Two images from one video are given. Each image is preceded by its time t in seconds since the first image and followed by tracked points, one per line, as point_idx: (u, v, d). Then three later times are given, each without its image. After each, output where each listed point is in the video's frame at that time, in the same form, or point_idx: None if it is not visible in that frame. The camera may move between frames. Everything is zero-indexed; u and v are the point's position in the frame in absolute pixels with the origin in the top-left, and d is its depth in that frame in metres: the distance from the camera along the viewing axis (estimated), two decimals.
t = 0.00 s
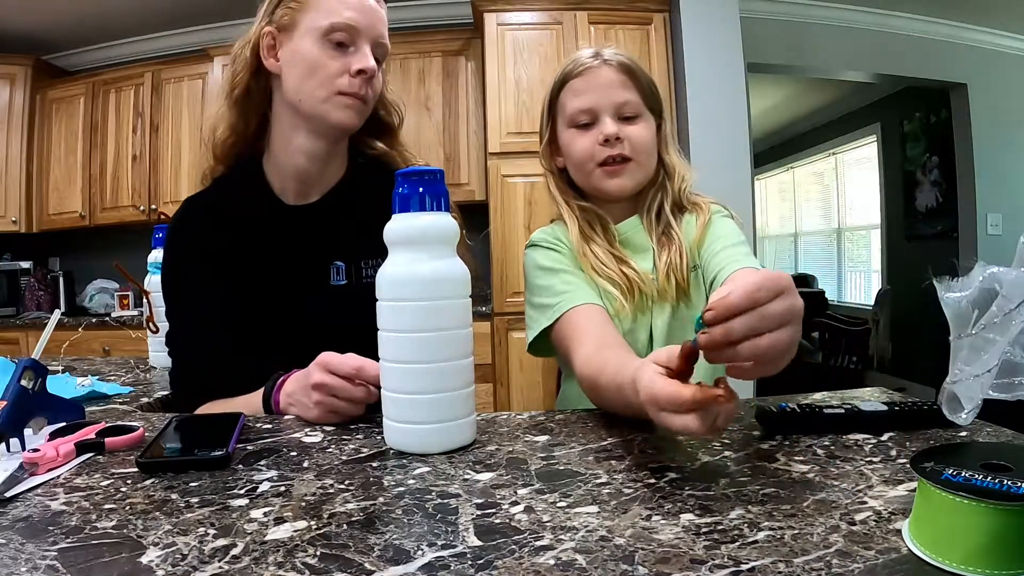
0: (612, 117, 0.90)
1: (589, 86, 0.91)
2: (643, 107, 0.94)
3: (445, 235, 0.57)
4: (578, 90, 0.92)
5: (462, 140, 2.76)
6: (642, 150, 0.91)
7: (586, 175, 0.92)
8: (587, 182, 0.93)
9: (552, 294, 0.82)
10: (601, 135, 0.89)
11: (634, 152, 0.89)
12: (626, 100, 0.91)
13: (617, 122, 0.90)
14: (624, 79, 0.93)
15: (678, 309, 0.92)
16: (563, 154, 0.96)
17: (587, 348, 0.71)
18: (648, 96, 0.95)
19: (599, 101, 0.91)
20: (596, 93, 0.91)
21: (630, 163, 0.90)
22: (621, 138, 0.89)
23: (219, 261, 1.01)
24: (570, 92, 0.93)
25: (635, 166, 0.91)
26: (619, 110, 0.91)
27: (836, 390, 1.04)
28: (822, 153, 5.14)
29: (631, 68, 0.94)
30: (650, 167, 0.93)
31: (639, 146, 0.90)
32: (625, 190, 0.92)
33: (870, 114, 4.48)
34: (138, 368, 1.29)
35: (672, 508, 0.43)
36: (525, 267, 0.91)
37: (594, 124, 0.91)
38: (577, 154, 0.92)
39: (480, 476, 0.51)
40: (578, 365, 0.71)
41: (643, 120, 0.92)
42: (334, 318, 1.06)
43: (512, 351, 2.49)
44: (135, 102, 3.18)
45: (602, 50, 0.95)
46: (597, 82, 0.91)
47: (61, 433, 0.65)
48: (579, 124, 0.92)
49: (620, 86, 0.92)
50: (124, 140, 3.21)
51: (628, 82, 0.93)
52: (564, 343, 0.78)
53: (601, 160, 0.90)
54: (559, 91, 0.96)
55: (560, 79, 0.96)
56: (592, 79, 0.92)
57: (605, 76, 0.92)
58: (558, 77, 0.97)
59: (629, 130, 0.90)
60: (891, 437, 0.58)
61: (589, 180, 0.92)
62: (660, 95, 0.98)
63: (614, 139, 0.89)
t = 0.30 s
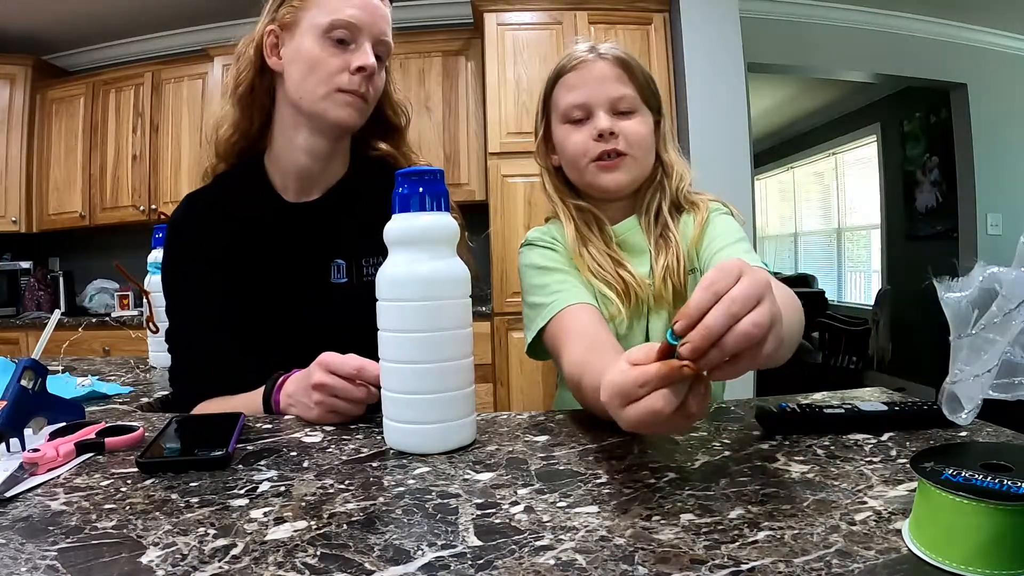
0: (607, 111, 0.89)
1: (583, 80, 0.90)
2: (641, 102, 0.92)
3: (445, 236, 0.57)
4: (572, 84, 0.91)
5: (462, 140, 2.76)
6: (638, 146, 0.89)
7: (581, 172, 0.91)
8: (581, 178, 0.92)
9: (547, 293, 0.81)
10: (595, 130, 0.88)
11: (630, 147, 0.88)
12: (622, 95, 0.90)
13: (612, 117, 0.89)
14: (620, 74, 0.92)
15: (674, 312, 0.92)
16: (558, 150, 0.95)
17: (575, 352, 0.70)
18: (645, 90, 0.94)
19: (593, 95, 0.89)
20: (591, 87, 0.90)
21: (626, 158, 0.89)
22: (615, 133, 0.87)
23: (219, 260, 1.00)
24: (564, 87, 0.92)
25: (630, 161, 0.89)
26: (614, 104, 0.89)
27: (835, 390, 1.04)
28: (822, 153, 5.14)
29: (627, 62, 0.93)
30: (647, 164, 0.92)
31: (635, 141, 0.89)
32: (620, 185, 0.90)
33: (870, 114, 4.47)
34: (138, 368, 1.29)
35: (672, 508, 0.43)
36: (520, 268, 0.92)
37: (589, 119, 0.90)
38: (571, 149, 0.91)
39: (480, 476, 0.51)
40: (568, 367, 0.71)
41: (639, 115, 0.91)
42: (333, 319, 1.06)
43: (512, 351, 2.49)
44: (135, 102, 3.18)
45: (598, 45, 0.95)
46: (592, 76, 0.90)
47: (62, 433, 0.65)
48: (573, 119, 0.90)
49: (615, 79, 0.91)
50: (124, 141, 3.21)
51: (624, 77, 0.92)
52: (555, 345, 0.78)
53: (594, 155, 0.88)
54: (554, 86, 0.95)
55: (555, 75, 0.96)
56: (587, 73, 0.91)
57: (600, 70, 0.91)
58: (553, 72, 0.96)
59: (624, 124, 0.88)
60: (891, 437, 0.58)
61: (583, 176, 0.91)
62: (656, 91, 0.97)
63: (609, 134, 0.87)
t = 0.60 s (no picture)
0: (604, 104, 0.88)
1: (580, 71, 0.89)
2: (642, 92, 0.91)
3: (445, 236, 0.57)
4: (569, 75, 0.90)
5: (462, 140, 2.76)
6: (637, 141, 0.88)
7: (576, 169, 0.91)
8: (576, 176, 0.91)
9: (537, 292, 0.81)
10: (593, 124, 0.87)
11: (627, 145, 0.87)
12: (621, 86, 0.88)
13: (611, 111, 0.88)
14: (620, 62, 0.90)
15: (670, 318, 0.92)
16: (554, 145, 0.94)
17: (563, 354, 0.68)
18: (646, 80, 0.92)
19: (591, 88, 0.88)
20: (588, 78, 0.88)
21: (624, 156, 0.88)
22: (613, 128, 0.86)
23: (219, 259, 1.01)
24: (561, 78, 0.91)
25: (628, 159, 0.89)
26: (613, 97, 0.88)
27: (835, 390, 1.04)
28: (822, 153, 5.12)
29: (626, 50, 0.92)
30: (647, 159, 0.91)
31: (633, 138, 0.88)
32: (617, 186, 0.90)
33: (869, 115, 4.47)
34: (138, 368, 1.29)
35: (671, 507, 0.43)
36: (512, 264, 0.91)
37: (586, 112, 0.89)
38: (568, 144, 0.90)
39: (480, 476, 0.51)
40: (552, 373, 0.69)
41: (637, 109, 0.89)
42: (332, 319, 1.06)
43: (512, 351, 2.49)
44: (135, 102, 3.18)
45: (597, 33, 0.93)
46: (588, 66, 0.89)
47: (62, 433, 0.65)
48: (570, 112, 0.90)
49: (614, 69, 0.89)
50: (124, 141, 3.21)
51: (624, 65, 0.90)
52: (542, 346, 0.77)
53: (592, 150, 0.88)
54: (551, 76, 0.94)
55: (551, 65, 0.95)
56: (584, 63, 0.89)
57: (599, 60, 0.89)
58: (550, 62, 0.96)
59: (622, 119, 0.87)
60: (891, 437, 0.58)
61: (580, 176, 0.91)
62: (658, 79, 0.95)
63: (606, 129, 0.86)
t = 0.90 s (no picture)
0: (600, 76, 0.77)
1: (573, 38, 0.78)
2: (645, 64, 0.79)
3: (445, 236, 0.57)
4: (560, 44, 0.79)
5: (462, 139, 2.76)
6: (637, 119, 0.76)
7: (569, 149, 0.79)
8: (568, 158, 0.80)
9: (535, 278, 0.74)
10: (587, 100, 0.76)
11: (625, 122, 0.75)
12: (620, 55, 0.77)
13: (608, 84, 0.76)
14: (621, 28, 0.79)
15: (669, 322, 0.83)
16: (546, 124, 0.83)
17: (559, 355, 0.64)
18: (650, 50, 0.81)
19: (585, 57, 0.77)
20: (582, 47, 0.77)
21: (621, 135, 0.76)
22: (608, 103, 0.75)
23: (218, 259, 1.01)
24: (552, 47, 0.80)
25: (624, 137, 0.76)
26: (611, 67, 0.77)
27: (836, 390, 1.04)
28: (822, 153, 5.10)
29: (627, 17, 0.81)
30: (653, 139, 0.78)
31: (631, 115, 0.76)
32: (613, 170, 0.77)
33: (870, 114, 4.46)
34: (139, 368, 1.29)
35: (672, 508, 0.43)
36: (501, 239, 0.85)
37: (579, 86, 0.77)
38: (560, 122, 0.79)
39: (480, 476, 0.51)
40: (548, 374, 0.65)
41: (639, 80, 0.78)
42: (332, 319, 1.06)
43: (512, 351, 2.49)
44: (135, 102, 3.18)
45: None
46: (584, 32, 0.78)
47: (62, 433, 0.65)
48: (562, 86, 0.79)
49: (614, 36, 0.78)
50: (124, 140, 3.21)
51: (625, 32, 0.79)
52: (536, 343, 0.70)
53: (583, 129, 0.76)
54: (541, 46, 0.83)
55: (543, 32, 0.84)
56: (578, 28, 0.78)
57: (596, 26, 0.78)
58: (542, 30, 0.84)
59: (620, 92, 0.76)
60: (891, 437, 0.58)
61: (572, 155, 0.79)
62: (662, 47, 0.84)
63: (600, 104, 0.75)
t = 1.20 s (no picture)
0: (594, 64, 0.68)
1: (563, 20, 0.69)
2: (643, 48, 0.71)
3: (445, 235, 0.57)
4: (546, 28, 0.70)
5: (462, 139, 2.76)
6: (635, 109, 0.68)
7: (559, 151, 0.71)
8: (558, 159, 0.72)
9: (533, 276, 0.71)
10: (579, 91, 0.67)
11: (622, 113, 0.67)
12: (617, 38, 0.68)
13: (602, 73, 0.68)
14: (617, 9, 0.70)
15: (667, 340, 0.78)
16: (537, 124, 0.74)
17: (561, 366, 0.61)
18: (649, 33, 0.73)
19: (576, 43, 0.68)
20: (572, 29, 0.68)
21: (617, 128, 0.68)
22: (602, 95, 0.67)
23: (218, 259, 1.01)
24: (539, 32, 0.71)
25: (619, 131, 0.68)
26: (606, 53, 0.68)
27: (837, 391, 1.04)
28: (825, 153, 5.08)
29: None
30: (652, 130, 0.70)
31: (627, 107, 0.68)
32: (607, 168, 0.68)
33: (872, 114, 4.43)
34: (139, 368, 1.29)
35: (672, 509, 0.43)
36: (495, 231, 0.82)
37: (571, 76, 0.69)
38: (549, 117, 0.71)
39: (480, 476, 0.51)
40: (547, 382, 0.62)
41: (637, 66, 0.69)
42: (331, 320, 1.06)
43: (512, 352, 2.49)
44: (135, 102, 3.18)
45: None
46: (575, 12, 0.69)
47: (62, 433, 0.65)
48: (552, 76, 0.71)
49: (608, 16, 0.69)
50: (123, 140, 3.21)
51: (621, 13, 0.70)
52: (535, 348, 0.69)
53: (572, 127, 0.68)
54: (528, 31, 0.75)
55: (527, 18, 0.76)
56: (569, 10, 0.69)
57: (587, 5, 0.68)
58: (527, 14, 0.76)
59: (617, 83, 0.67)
60: (891, 437, 0.58)
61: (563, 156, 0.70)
62: (663, 24, 0.75)
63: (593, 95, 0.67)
